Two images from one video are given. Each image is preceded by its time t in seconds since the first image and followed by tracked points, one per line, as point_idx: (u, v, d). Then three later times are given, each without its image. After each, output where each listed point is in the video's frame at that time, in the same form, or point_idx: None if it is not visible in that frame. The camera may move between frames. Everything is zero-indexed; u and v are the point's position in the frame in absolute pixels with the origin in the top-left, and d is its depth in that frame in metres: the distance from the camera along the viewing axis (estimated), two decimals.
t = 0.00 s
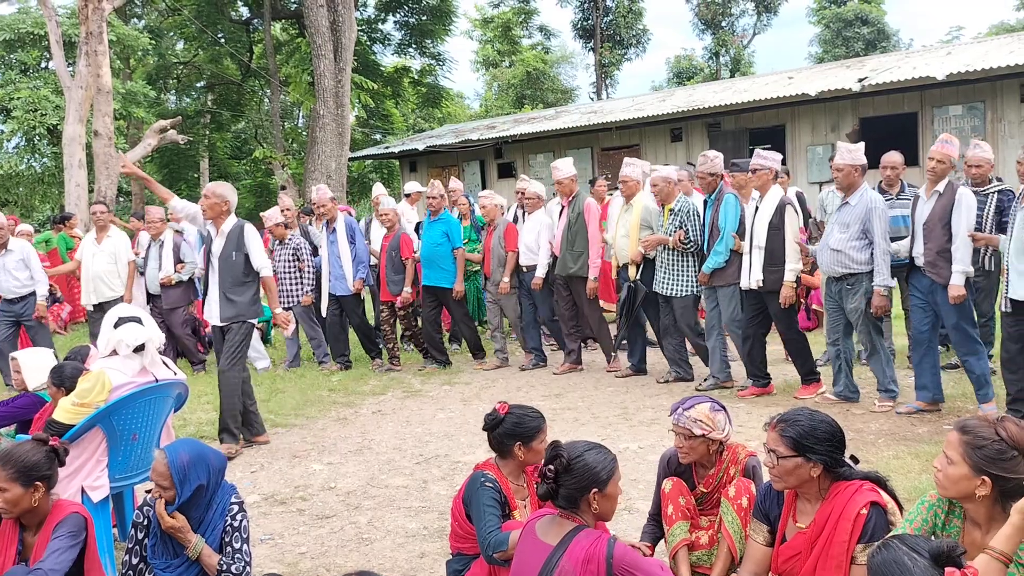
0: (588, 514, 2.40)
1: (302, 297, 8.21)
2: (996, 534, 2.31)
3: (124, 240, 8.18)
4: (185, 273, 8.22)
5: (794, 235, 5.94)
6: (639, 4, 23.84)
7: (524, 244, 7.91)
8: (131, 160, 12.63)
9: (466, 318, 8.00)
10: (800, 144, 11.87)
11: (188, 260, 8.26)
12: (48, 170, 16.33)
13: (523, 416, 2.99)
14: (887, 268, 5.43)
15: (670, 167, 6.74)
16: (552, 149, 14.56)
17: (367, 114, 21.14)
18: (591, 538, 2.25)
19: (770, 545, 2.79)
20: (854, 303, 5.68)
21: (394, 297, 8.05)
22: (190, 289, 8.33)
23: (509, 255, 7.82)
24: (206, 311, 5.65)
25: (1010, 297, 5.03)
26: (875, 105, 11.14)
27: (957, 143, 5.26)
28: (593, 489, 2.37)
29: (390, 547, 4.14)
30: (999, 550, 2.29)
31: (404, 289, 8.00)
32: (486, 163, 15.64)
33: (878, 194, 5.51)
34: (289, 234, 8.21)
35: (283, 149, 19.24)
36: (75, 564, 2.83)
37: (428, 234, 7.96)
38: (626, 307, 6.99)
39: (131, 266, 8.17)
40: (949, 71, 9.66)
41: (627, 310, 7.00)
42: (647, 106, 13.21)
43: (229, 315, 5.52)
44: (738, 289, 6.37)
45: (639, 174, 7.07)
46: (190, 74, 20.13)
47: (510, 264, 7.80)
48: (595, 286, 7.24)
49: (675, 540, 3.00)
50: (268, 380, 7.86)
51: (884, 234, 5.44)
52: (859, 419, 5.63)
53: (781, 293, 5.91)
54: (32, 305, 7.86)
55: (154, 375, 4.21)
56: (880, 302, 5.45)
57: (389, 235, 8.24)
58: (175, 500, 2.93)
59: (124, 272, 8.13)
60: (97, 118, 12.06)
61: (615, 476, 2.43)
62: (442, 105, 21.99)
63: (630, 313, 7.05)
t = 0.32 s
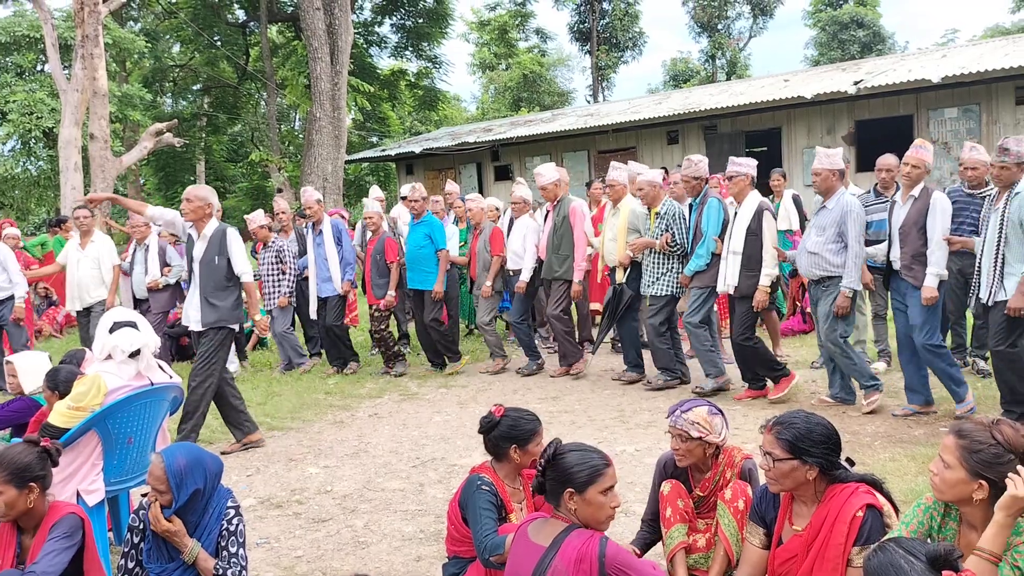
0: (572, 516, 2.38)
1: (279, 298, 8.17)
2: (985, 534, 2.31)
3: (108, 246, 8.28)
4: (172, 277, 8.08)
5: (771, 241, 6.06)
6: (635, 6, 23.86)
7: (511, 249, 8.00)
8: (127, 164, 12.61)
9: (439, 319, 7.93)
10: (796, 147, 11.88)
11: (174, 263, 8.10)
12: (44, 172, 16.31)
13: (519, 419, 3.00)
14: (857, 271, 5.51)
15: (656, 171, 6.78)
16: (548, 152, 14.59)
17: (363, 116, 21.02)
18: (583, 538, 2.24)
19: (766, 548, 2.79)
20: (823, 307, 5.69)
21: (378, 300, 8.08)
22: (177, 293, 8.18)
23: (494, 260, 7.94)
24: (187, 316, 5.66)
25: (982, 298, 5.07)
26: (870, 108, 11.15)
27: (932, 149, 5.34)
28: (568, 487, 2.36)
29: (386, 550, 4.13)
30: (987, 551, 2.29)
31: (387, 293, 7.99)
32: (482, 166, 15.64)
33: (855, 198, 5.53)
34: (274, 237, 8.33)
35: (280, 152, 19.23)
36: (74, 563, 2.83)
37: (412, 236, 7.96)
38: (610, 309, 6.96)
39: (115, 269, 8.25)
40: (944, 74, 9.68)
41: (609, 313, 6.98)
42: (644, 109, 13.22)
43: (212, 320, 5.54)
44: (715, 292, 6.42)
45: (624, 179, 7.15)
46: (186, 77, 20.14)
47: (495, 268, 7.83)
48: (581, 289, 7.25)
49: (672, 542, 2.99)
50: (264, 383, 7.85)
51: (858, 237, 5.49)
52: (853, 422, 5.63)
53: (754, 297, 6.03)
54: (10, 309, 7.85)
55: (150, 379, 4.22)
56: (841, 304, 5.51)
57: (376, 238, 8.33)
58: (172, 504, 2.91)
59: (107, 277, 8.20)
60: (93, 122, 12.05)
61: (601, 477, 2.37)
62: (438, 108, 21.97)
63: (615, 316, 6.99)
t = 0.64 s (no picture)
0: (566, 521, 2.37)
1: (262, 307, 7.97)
2: (961, 535, 2.37)
3: (91, 251, 8.13)
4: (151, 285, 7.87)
5: (749, 245, 6.06)
6: (630, 10, 23.91)
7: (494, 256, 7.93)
8: (121, 167, 12.59)
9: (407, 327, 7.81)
10: (790, 151, 11.91)
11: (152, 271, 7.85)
12: (38, 176, 16.32)
13: (512, 423, 3.00)
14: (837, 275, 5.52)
15: (639, 176, 6.72)
16: (543, 155, 14.61)
17: (358, 120, 21.42)
18: (577, 541, 2.25)
19: (761, 552, 2.79)
20: (797, 308, 5.81)
21: (363, 306, 8.01)
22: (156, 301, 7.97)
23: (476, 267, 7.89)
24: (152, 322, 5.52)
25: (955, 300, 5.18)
26: (864, 111, 11.17)
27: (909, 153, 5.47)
28: (561, 492, 2.36)
29: (381, 555, 4.12)
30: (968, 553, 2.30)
31: (373, 298, 7.94)
32: (478, 169, 15.64)
33: (829, 202, 5.70)
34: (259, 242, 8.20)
35: (275, 155, 19.23)
36: (63, 569, 2.82)
37: (394, 243, 7.90)
38: (605, 316, 7.09)
39: (98, 276, 8.16)
40: (938, 77, 9.71)
41: (606, 320, 7.10)
42: (639, 112, 13.24)
43: (180, 329, 5.44)
44: (696, 296, 6.42)
45: (607, 185, 7.10)
46: (182, 80, 19.99)
47: (478, 277, 7.82)
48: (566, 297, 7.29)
49: (668, 547, 2.98)
50: (260, 387, 7.83)
51: (835, 241, 5.59)
52: (848, 425, 5.64)
53: (736, 301, 5.97)
54: None
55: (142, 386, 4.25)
56: (828, 307, 5.52)
57: (360, 242, 8.23)
58: (165, 509, 2.91)
59: (90, 284, 8.09)
60: (88, 125, 12.04)
61: (595, 483, 2.36)
62: (433, 111, 21.98)
63: (609, 322, 7.10)
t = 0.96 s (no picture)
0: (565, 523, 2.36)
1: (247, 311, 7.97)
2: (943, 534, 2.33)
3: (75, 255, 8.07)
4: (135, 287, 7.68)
5: (726, 248, 6.08)
6: (627, 12, 23.93)
7: (478, 258, 8.07)
8: (117, 169, 12.56)
9: (394, 333, 7.77)
10: (786, 152, 11.95)
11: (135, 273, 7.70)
12: (34, 179, 16.32)
13: (508, 424, 3.00)
14: (813, 280, 5.59)
15: (626, 177, 6.73)
16: (540, 157, 14.61)
17: (355, 121, 21.48)
18: (575, 543, 2.25)
19: (757, 553, 2.80)
20: (774, 311, 5.84)
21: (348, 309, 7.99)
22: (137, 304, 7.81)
23: (458, 270, 7.78)
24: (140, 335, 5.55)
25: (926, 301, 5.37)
26: (860, 113, 11.19)
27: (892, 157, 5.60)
28: (559, 494, 2.36)
29: (378, 557, 4.12)
30: (950, 550, 2.31)
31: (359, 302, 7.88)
32: (474, 171, 15.64)
33: (807, 208, 5.72)
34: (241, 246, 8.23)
35: (271, 157, 19.24)
36: (54, 570, 2.81)
37: (374, 247, 7.83)
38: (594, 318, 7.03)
39: (83, 280, 8.10)
40: (933, 79, 9.72)
41: (595, 322, 7.05)
42: (636, 114, 13.24)
43: (164, 336, 5.33)
44: (678, 300, 6.44)
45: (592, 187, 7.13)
46: (178, 82, 20.09)
47: (459, 279, 7.74)
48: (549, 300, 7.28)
49: (663, 548, 2.98)
50: (256, 389, 7.81)
51: (811, 244, 5.61)
52: (844, 426, 5.64)
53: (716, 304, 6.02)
54: None
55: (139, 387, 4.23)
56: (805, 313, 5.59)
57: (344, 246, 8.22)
58: (163, 511, 2.91)
59: (73, 288, 8.02)
60: (84, 127, 12.02)
61: (593, 485, 2.36)
62: (430, 113, 21.97)
63: (598, 326, 7.06)
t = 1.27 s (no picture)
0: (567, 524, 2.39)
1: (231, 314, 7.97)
2: (946, 533, 2.33)
3: (65, 258, 8.09)
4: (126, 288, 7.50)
5: (712, 250, 6.15)
6: (624, 13, 23.95)
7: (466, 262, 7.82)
8: (115, 171, 12.54)
9: (386, 334, 7.77)
10: (784, 152, 11.95)
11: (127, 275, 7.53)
12: (31, 180, 16.31)
13: (506, 425, 3.00)
14: (793, 279, 5.62)
15: (618, 177, 6.74)
16: (538, 158, 14.61)
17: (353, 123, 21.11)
18: (575, 546, 2.25)
19: (756, 554, 2.80)
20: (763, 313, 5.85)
21: (336, 311, 7.90)
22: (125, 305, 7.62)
23: (447, 272, 7.71)
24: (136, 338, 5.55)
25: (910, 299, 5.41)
26: (857, 114, 11.21)
27: (873, 159, 5.51)
28: (560, 496, 2.36)
29: (376, 558, 4.12)
30: (951, 550, 2.30)
31: (345, 303, 7.83)
32: (472, 173, 15.64)
33: (789, 208, 5.72)
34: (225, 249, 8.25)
35: (269, 159, 19.23)
36: (50, 572, 2.81)
37: (360, 250, 7.83)
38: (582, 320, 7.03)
39: (73, 283, 8.12)
40: (931, 80, 9.73)
41: (583, 325, 7.04)
42: (633, 115, 13.21)
43: (152, 335, 5.32)
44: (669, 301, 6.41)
45: (581, 188, 7.02)
46: (176, 83, 20.21)
47: (450, 281, 7.70)
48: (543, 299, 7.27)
49: (663, 549, 2.98)
50: (254, 391, 7.79)
51: (792, 246, 5.64)
52: (842, 426, 5.64)
53: (695, 304, 6.08)
54: None
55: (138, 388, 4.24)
56: (773, 309, 5.66)
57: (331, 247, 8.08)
58: (163, 512, 2.90)
59: (63, 290, 8.01)
60: (81, 130, 11.99)
61: (593, 488, 2.35)
62: (428, 114, 21.99)
63: (587, 328, 7.05)
